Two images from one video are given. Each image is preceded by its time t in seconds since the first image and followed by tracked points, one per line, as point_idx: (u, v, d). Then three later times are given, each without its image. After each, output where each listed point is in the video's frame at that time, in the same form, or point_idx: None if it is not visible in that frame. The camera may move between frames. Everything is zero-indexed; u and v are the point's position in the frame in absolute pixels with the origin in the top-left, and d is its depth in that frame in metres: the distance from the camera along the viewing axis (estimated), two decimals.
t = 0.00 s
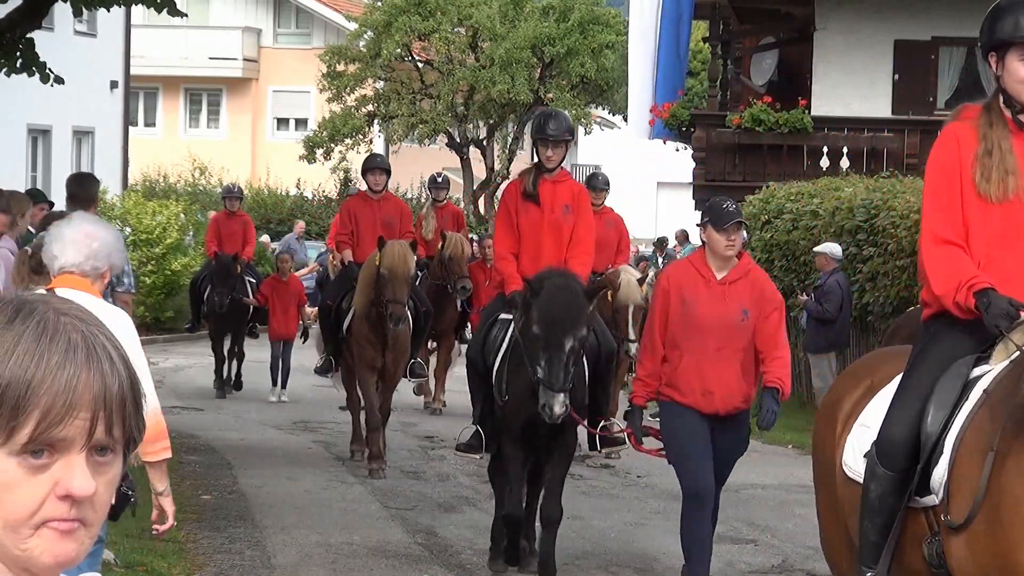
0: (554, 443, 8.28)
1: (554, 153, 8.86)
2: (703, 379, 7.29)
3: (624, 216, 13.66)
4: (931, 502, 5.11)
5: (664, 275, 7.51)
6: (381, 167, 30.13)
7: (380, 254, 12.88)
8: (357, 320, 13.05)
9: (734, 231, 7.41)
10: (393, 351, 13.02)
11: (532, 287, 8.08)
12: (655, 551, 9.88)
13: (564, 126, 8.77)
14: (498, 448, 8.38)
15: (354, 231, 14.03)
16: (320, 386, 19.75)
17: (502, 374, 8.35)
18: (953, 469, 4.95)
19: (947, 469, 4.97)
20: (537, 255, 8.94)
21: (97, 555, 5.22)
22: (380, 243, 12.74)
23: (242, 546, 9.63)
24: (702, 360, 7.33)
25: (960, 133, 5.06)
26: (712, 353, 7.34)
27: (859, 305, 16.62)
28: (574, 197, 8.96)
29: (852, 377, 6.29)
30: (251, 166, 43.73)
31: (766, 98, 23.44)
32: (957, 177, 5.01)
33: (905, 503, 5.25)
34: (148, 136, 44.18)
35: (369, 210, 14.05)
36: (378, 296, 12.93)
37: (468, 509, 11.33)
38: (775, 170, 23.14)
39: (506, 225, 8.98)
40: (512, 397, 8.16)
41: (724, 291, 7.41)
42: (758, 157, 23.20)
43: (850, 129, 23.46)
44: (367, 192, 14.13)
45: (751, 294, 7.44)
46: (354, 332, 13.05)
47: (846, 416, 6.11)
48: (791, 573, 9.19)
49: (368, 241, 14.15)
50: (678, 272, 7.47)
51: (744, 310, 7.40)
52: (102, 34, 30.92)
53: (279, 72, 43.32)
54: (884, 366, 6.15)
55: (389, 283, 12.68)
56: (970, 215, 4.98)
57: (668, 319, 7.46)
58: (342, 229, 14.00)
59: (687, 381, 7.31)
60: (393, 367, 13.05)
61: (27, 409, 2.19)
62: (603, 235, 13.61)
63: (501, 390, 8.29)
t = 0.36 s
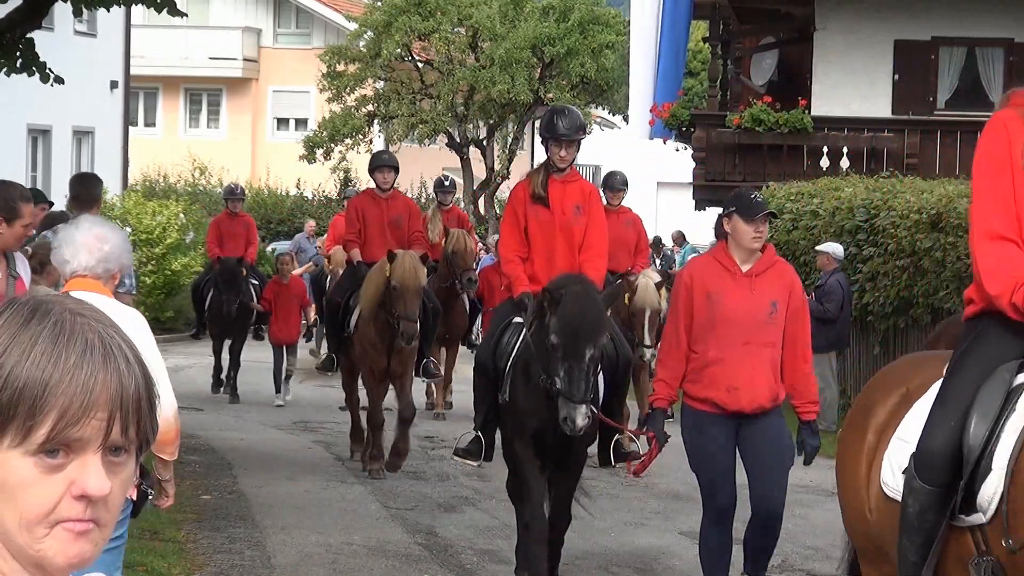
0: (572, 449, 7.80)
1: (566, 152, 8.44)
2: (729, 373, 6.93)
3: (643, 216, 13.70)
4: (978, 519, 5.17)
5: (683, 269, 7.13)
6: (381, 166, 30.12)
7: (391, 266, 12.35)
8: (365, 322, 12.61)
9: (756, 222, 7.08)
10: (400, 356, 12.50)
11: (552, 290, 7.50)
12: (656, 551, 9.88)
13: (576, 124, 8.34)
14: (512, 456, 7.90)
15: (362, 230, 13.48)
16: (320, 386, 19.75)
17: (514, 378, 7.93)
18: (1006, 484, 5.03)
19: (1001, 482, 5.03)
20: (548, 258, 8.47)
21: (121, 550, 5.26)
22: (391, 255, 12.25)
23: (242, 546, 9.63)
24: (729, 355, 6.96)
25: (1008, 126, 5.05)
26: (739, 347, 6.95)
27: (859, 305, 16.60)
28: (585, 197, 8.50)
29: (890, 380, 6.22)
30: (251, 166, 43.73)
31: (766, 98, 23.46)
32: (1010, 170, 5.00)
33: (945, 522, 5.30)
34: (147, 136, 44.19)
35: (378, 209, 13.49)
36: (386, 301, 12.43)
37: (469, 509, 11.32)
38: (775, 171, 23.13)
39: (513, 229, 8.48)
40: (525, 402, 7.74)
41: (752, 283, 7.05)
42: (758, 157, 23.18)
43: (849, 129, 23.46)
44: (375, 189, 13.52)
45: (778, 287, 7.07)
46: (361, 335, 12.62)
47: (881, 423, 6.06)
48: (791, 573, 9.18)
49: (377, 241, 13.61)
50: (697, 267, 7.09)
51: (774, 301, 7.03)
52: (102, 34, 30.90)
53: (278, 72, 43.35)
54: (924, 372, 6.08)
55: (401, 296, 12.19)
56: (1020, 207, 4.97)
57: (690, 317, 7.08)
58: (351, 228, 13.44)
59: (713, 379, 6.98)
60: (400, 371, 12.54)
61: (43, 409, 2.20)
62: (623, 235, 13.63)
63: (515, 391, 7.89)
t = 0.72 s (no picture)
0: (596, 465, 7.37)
1: (583, 144, 8.21)
2: (765, 399, 6.52)
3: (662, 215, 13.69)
4: None
5: (724, 284, 6.68)
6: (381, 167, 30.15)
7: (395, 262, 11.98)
8: (374, 329, 12.15)
9: (810, 237, 6.65)
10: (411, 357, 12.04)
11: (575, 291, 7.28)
12: (656, 551, 9.87)
13: (594, 115, 8.14)
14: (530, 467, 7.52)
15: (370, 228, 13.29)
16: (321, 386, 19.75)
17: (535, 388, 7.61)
18: None
19: None
20: (565, 256, 8.20)
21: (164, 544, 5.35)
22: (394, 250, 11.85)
23: (242, 546, 9.63)
24: (765, 381, 6.53)
25: None
26: (775, 373, 6.52)
27: (859, 305, 16.60)
28: (602, 191, 8.21)
29: (926, 376, 5.83)
30: (251, 165, 43.75)
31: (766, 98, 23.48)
32: None
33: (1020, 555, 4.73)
34: (147, 136, 44.22)
35: (388, 207, 13.30)
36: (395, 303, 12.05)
37: (469, 509, 11.31)
38: (775, 171, 23.14)
39: (530, 225, 8.22)
40: (546, 412, 7.38)
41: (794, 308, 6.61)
42: (758, 158, 23.18)
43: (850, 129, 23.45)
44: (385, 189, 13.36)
45: (822, 313, 6.64)
46: (370, 342, 12.16)
47: (909, 427, 5.73)
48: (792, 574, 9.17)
49: (384, 238, 13.38)
50: (739, 283, 6.65)
51: (815, 329, 6.59)
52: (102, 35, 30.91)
53: (278, 71, 43.38)
54: (960, 371, 5.67)
55: (407, 294, 11.82)
56: None
57: (726, 336, 6.63)
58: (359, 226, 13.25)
59: (745, 401, 6.56)
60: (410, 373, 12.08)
61: (37, 407, 2.20)
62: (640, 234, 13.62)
63: (534, 402, 7.54)
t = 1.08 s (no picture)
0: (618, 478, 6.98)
1: (607, 137, 7.77)
2: (793, 407, 6.14)
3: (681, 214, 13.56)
4: None
5: (738, 292, 6.38)
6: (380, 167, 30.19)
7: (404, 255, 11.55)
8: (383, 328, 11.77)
9: (824, 232, 6.30)
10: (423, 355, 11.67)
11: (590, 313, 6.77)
12: (658, 551, 9.85)
13: (617, 107, 7.75)
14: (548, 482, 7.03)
15: (379, 228, 13.04)
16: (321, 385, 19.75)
17: (552, 400, 7.14)
18: None
19: None
20: (590, 256, 7.76)
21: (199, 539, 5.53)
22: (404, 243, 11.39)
23: (242, 546, 9.62)
24: (790, 387, 6.16)
25: None
26: (801, 380, 6.16)
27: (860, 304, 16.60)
28: (626, 186, 7.80)
29: (992, 402, 5.51)
30: (251, 165, 43.77)
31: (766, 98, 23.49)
32: None
33: None
34: (148, 136, 44.25)
35: (396, 207, 13.03)
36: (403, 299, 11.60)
37: (469, 509, 11.30)
38: (775, 171, 23.14)
39: (551, 224, 7.80)
40: (565, 428, 6.91)
41: (813, 307, 6.24)
42: (758, 158, 23.19)
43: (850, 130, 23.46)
44: (395, 188, 13.10)
45: (843, 311, 6.26)
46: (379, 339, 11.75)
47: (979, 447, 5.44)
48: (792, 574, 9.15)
49: (393, 237, 13.12)
50: (753, 288, 6.33)
51: (836, 326, 6.21)
52: (102, 35, 30.95)
53: (278, 72, 43.41)
54: None
55: (413, 286, 11.37)
56: None
57: (745, 343, 6.31)
58: (367, 226, 13.05)
59: (771, 412, 6.19)
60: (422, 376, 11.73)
61: (28, 408, 2.20)
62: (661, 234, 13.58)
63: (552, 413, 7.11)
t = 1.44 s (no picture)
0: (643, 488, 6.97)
1: (633, 127, 7.70)
2: (820, 398, 5.94)
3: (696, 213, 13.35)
4: None
5: (763, 281, 6.13)
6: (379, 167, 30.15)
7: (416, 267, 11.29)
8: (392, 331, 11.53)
9: (855, 217, 6.13)
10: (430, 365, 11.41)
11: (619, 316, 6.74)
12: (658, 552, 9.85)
13: (642, 96, 7.71)
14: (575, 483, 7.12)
15: (386, 227, 12.56)
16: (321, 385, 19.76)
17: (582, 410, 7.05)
18: None
19: None
20: (617, 253, 7.61)
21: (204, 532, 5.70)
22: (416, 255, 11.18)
23: (242, 546, 9.62)
24: (819, 378, 5.95)
25: None
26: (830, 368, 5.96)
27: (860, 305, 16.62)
28: (654, 179, 7.67)
29: None
30: (251, 165, 43.75)
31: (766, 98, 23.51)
32: None
33: None
34: (148, 136, 44.25)
35: (404, 207, 12.57)
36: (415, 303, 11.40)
37: (469, 509, 11.31)
38: (775, 172, 23.15)
39: (576, 219, 7.69)
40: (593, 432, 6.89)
41: (843, 293, 6.04)
42: (758, 158, 23.18)
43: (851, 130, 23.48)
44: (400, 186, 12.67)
45: (875, 297, 6.06)
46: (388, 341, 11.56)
47: None
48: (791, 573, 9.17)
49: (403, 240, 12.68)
50: (778, 276, 6.11)
51: (868, 312, 6.02)
52: (102, 35, 30.92)
53: (278, 72, 43.40)
54: None
55: (427, 302, 11.18)
56: None
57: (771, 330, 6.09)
58: (375, 225, 12.52)
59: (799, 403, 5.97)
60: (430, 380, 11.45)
61: (16, 412, 2.21)
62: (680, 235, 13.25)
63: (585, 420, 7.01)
